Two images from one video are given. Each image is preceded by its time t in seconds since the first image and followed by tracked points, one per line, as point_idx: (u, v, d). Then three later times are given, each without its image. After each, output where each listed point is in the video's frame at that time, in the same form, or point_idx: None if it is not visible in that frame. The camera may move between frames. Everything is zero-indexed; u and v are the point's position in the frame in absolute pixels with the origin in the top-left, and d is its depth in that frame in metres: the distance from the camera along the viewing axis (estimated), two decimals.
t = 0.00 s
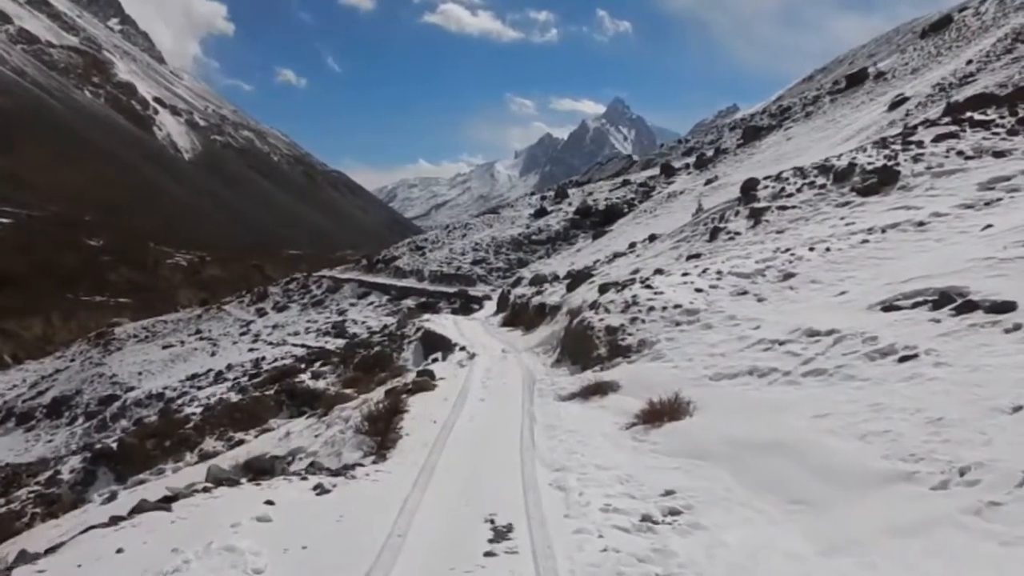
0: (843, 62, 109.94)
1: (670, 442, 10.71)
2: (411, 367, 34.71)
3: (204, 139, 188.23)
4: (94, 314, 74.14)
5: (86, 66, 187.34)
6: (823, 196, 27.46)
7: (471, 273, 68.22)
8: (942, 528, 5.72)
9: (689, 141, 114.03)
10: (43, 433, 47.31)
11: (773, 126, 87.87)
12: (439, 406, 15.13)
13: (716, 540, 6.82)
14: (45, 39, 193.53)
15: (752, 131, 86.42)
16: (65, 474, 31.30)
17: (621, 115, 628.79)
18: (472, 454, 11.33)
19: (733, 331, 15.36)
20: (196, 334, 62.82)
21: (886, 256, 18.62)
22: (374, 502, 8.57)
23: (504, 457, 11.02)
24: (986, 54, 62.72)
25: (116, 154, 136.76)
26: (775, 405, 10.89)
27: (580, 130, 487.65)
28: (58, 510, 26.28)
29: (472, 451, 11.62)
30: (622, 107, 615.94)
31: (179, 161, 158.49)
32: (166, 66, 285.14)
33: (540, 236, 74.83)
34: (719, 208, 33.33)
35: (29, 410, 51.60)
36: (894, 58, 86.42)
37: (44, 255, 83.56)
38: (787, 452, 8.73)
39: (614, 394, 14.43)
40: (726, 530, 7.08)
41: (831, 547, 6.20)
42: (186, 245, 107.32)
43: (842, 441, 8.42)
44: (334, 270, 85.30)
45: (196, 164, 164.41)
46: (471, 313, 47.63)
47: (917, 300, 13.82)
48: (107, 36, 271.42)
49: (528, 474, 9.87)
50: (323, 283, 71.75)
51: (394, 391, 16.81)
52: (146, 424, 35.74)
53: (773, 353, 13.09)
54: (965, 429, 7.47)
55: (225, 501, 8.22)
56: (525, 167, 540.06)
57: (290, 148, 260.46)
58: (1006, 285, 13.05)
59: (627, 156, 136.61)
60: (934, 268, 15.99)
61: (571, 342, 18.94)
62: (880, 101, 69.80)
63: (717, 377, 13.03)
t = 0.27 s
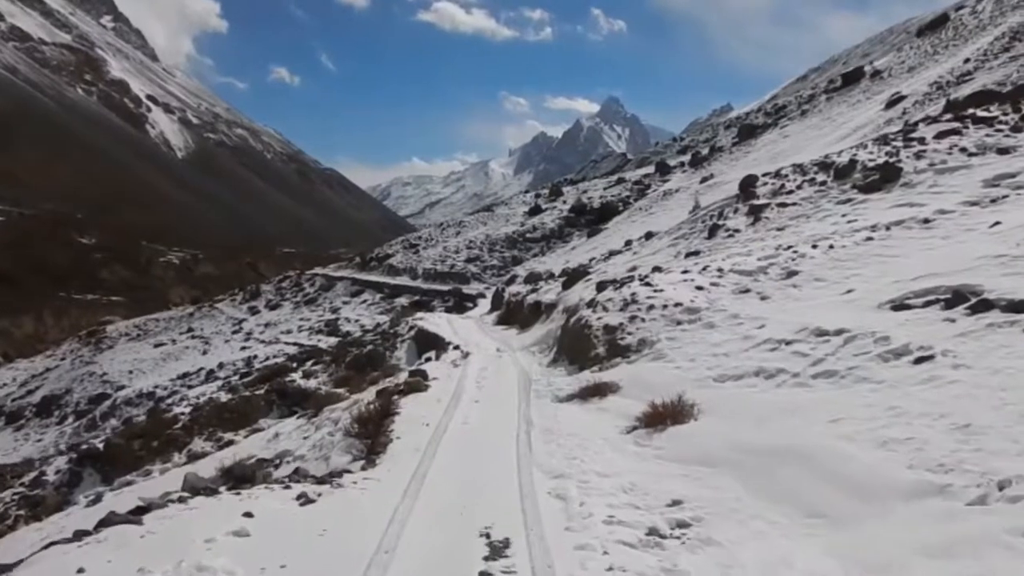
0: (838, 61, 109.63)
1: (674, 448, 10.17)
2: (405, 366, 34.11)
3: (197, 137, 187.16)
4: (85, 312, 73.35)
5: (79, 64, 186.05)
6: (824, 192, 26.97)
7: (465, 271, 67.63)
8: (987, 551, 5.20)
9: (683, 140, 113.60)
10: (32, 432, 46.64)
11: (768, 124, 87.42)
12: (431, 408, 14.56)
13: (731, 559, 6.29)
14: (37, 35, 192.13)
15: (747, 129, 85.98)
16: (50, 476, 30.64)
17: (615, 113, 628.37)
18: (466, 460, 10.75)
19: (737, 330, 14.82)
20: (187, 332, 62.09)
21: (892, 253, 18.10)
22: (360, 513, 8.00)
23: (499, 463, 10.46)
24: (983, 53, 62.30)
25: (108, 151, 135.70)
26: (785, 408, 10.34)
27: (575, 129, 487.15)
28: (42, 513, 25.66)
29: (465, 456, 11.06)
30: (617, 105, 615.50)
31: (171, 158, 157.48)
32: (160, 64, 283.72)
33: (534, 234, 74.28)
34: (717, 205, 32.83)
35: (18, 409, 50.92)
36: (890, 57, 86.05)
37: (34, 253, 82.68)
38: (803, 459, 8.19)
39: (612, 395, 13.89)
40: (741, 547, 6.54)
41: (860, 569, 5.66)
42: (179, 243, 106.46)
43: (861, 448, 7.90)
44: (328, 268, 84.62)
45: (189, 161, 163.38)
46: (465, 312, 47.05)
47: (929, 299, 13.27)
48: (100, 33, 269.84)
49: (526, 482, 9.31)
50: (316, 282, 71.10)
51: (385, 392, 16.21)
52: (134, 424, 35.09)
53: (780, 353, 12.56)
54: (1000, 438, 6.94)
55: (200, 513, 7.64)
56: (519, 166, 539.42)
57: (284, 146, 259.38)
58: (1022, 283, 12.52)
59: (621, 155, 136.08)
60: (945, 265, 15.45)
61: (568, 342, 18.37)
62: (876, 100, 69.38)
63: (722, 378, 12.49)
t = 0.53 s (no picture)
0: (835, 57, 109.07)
1: (679, 450, 9.64)
2: (398, 363, 33.52)
3: (190, 133, 186.01)
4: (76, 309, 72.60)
5: (72, 59, 184.59)
6: (825, 186, 26.46)
7: (460, 267, 67.01)
8: None
9: (679, 136, 113.00)
10: (20, 431, 45.98)
11: (765, 120, 86.97)
12: (423, 407, 14.00)
13: None
14: (29, 30, 190.53)
15: (743, 125, 85.45)
16: (36, 476, 30.03)
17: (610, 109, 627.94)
18: (458, 463, 10.20)
19: (741, 327, 14.29)
20: (180, 329, 61.44)
21: (898, 248, 17.59)
22: (345, 524, 7.46)
23: (494, 465, 9.92)
24: (982, 49, 61.84)
25: (101, 147, 134.64)
26: (795, 408, 9.80)
27: (569, 125, 486.16)
28: (25, 515, 25.07)
29: (457, 458, 10.51)
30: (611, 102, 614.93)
31: (164, 154, 156.55)
32: (153, 59, 281.99)
33: (529, 230, 73.69)
34: (716, 200, 32.29)
35: (8, 408, 50.26)
36: (887, 53, 85.50)
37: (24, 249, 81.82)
38: (820, 464, 7.66)
39: (611, 394, 13.35)
40: (760, 565, 6.03)
41: None
42: (171, 239, 105.60)
43: (884, 453, 7.39)
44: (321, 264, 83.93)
45: (182, 157, 162.39)
46: (460, 308, 46.47)
47: (941, 295, 12.75)
48: (93, 29, 268.05)
49: (523, 488, 8.78)
50: (309, 278, 70.44)
51: (375, 391, 15.62)
52: (122, 423, 34.46)
53: (788, 351, 12.02)
54: None
55: (172, 526, 7.08)
56: (514, 162, 538.76)
57: (278, 142, 258.16)
58: None
59: (616, 151, 135.52)
60: (955, 260, 14.94)
61: (565, 339, 17.82)
62: (874, 96, 68.89)
63: (726, 377, 11.95)
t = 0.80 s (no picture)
0: (832, 47, 108.41)
1: (684, 447, 9.15)
2: (392, 357, 33.01)
3: (183, 127, 184.89)
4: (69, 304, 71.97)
5: (64, 54, 183.29)
6: (826, 174, 25.97)
7: (455, 260, 66.46)
8: None
9: (674, 126, 112.38)
10: (12, 428, 45.46)
11: (761, 110, 86.34)
12: (416, 402, 13.49)
13: None
14: (20, 25, 189.09)
15: (740, 115, 84.88)
16: (25, 474, 29.53)
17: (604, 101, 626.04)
18: (451, 462, 9.69)
19: (744, 318, 13.79)
20: (173, 324, 60.85)
21: (904, 236, 17.10)
22: (329, 532, 6.97)
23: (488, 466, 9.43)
24: (980, 36, 61.29)
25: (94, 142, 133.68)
26: (805, 401, 9.32)
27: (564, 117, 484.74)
28: (13, 514, 24.59)
29: (450, 457, 10.00)
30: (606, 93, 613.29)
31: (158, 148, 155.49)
32: (146, 53, 280.24)
33: (525, 222, 73.14)
34: (714, 189, 31.78)
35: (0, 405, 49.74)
36: (885, 41, 84.93)
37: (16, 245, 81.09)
38: (838, 466, 7.17)
39: (611, 388, 12.86)
40: None
41: None
42: (165, 233, 104.86)
43: (905, 452, 6.92)
44: (316, 257, 83.33)
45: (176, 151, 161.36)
46: (455, 301, 45.93)
47: (954, 283, 12.25)
48: (86, 24, 266.30)
49: (519, 490, 8.29)
50: (303, 271, 69.86)
51: (366, 387, 15.09)
52: (113, 419, 33.94)
53: (796, 342, 11.53)
54: None
55: (140, 538, 6.59)
56: (508, 154, 537.46)
57: (272, 135, 256.94)
58: None
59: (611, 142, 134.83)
60: (965, 247, 14.45)
61: (562, 330, 17.31)
62: (871, 85, 68.34)
63: (731, 370, 11.47)
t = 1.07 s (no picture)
0: (827, 35, 107.65)
1: (694, 444, 8.55)
2: (385, 349, 32.38)
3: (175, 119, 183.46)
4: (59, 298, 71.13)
5: (54, 46, 181.57)
6: (828, 160, 25.39)
7: (449, 251, 65.77)
8: None
9: (669, 115, 111.61)
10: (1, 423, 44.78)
11: (756, 98, 85.67)
12: (408, 397, 12.88)
13: None
14: (10, 18, 187.25)
15: (735, 104, 84.20)
16: (11, 471, 28.88)
17: (598, 91, 624.56)
18: (444, 463, 9.07)
19: (751, 307, 13.19)
20: (165, 317, 60.12)
21: (914, 221, 16.51)
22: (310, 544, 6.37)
23: (484, 466, 8.83)
24: (978, 22, 60.63)
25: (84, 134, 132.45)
26: (821, 394, 8.73)
27: (558, 107, 483.10)
28: None
29: (443, 456, 9.39)
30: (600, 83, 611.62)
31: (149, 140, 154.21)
32: (137, 46, 278.10)
33: (519, 212, 72.46)
34: (712, 176, 31.17)
35: None
36: (880, 29, 84.29)
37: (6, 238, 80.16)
38: (864, 467, 6.61)
39: (612, 381, 12.25)
40: None
41: None
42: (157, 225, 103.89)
43: (941, 452, 6.34)
44: (309, 249, 82.52)
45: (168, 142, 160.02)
46: (449, 292, 45.29)
47: (972, 270, 11.65)
48: (76, 16, 264.11)
49: (517, 494, 7.69)
50: (296, 263, 69.12)
51: (356, 381, 14.45)
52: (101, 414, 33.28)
53: (808, 333, 10.93)
54: None
55: (100, 554, 5.97)
56: (502, 145, 536.03)
57: (265, 127, 255.37)
58: None
59: (605, 132, 134.02)
60: (979, 232, 13.86)
61: (559, 321, 16.70)
62: (867, 72, 67.68)
63: (740, 362, 10.87)
